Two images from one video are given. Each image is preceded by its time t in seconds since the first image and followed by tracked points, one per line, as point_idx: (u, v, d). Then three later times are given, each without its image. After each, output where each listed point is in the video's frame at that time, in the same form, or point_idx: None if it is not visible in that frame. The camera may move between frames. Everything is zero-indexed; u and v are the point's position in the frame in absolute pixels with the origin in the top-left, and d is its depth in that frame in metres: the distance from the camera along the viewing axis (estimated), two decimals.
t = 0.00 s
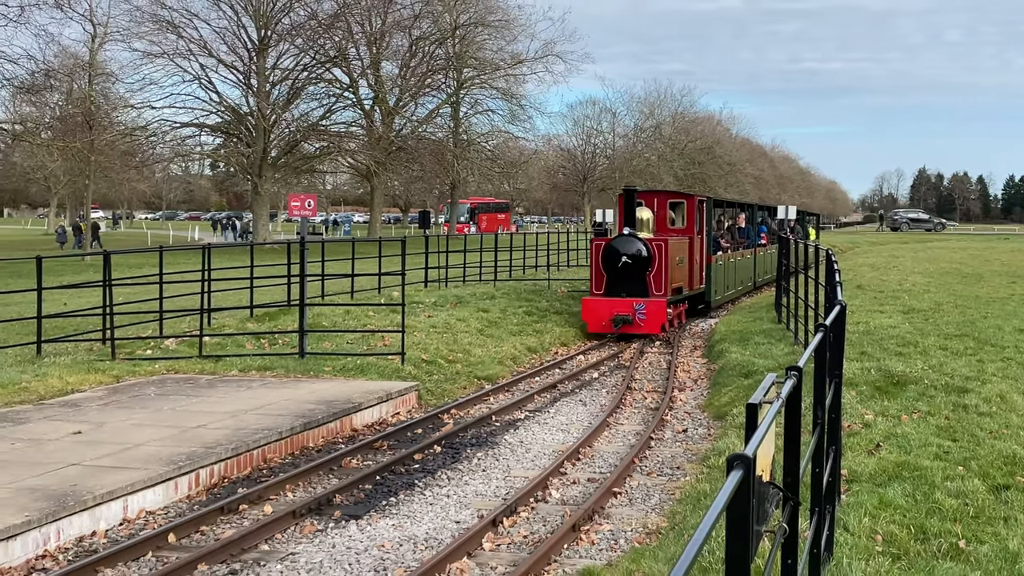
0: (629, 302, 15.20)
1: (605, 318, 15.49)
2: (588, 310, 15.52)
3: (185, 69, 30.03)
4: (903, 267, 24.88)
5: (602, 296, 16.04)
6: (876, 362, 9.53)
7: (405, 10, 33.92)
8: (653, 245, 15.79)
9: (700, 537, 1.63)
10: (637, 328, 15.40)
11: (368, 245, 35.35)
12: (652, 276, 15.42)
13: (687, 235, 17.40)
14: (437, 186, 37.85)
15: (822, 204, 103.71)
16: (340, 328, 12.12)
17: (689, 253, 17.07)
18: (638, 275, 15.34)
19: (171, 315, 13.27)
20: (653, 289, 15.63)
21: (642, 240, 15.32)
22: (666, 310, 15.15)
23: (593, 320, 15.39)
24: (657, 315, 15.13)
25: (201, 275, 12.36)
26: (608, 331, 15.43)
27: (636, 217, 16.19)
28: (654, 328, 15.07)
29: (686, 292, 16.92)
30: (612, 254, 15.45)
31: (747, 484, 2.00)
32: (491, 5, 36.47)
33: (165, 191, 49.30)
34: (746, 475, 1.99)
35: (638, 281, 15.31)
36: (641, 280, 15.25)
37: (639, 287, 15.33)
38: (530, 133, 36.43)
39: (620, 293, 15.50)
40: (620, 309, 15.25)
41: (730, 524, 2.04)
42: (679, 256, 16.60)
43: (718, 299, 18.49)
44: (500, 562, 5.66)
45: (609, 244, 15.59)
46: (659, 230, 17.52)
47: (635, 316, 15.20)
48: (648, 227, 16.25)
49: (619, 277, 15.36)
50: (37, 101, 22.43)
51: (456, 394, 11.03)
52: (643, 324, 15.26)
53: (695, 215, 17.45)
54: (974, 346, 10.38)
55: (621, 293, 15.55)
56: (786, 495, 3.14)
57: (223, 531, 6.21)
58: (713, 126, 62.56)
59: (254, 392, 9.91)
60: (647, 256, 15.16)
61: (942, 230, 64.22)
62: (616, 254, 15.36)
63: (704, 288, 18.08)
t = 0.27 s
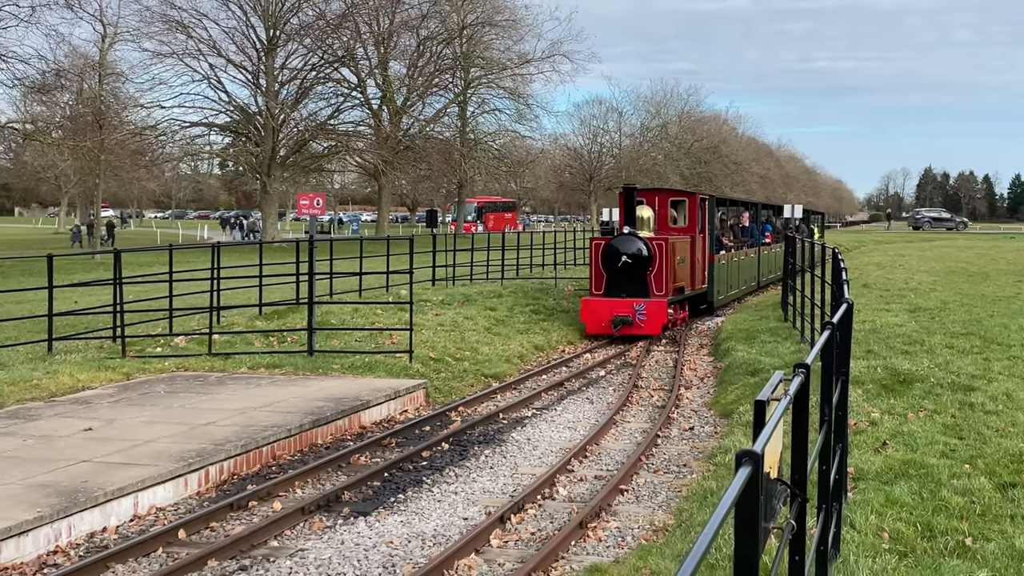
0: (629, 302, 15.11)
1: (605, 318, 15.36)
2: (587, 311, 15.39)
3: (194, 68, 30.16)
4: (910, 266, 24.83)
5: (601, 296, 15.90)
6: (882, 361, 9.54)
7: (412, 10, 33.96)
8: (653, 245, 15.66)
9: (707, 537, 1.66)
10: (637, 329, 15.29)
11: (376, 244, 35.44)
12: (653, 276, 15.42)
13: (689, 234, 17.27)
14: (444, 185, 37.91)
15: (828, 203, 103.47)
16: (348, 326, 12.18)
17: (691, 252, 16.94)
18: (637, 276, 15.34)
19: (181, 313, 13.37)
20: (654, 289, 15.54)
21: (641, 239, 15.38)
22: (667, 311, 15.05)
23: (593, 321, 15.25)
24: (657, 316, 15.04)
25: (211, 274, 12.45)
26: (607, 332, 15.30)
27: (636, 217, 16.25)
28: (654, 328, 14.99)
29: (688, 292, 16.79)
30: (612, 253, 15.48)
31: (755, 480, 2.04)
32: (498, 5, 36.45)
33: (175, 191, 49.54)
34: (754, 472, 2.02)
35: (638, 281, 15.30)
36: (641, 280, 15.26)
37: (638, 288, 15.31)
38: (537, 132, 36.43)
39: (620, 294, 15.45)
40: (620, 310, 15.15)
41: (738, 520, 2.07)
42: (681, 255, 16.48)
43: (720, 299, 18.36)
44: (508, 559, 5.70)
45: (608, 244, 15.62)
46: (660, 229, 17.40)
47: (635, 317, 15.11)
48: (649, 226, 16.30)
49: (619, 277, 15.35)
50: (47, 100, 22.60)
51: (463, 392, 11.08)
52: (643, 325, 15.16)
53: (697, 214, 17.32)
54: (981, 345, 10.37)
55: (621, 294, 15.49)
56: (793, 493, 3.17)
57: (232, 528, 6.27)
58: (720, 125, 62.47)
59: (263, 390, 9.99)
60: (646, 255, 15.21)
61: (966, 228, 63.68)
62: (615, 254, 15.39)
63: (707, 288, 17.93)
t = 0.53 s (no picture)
0: (629, 303, 14.87)
1: (605, 319, 15.15)
2: (586, 312, 15.19)
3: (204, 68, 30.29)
4: (917, 265, 24.80)
5: (602, 296, 15.58)
6: (889, 359, 9.54)
7: (421, 10, 34.04)
8: (654, 243, 15.23)
9: (715, 533, 1.68)
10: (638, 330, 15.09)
11: (384, 243, 35.55)
12: (654, 276, 15.09)
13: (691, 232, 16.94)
14: (451, 185, 38.00)
15: (835, 203, 103.34)
16: (357, 324, 12.24)
17: (693, 251, 16.64)
18: (638, 275, 15.06)
19: (191, 311, 13.45)
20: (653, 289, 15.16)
21: (642, 238, 15.02)
22: (668, 312, 14.75)
23: (593, 322, 15.07)
24: (658, 317, 14.77)
25: (220, 272, 12.52)
26: (607, 333, 15.12)
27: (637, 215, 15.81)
28: (654, 330, 14.72)
29: (689, 291, 16.53)
30: (611, 253, 15.15)
31: (763, 476, 2.06)
32: (506, 5, 36.46)
33: (184, 190, 49.74)
34: (762, 469, 2.05)
35: (639, 281, 15.03)
36: (641, 280, 14.97)
37: (639, 288, 15.06)
38: (544, 132, 36.47)
39: (620, 294, 15.19)
40: (620, 311, 14.93)
41: (745, 517, 2.10)
42: (682, 254, 16.13)
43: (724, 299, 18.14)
44: (516, 556, 5.75)
45: (608, 243, 15.28)
46: (661, 227, 17.09)
47: (635, 318, 14.87)
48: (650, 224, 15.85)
49: (618, 278, 15.05)
50: (58, 100, 22.76)
51: (471, 390, 11.13)
52: (644, 326, 14.94)
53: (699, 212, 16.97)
54: (988, 343, 10.36)
55: (621, 294, 15.22)
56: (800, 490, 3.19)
57: (242, 524, 6.33)
58: (726, 124, 62.38)
59: (273, 387, 10.05)
60: (647, 255, 14.89)
61: (994, 227, 63.08)
62: (615, 253, 15.05)
63: (710, 288, 17.65)
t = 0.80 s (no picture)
0: (629, 304, 14.54)
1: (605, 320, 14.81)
2: (586, 313, 14.85)
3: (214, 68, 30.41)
4: (924, 263, 24.76)
5: (602, 296, 15.25)
6: (896, 357, 9.55)
7: (429, 10, 34.09)
8: (655, 242, 14.87)
9: (722, 530, 1.70)
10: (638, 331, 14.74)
11: (392, 242, 35.65)
12: (655, 276, 14.77)
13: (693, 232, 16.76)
14: (459, 184, 38.05)
15: (842, 202, 103.09)
16: (366, 322, 12.30)
17: (695, 250, 16.45)
18: (639, 275, 14.75)
19: (201, 309, 13.54)
20: (654, 289, 14.80)
21: (643, 237, 14.68)
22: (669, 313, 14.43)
23: (593, 323, 14.72)
24: (659, 318, 14.43)
25: (229, 271, 12.60)
26: (607, 334, 14.77)
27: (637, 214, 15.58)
28: (655, 331, 14.39)
29: (692, 291, 16.28)
30: (612, 252, 14.82)
31: (772, 474, 2.09)
32: (513, 5, 36.44)
33: (193, 190, 49.96)
34: (770, 466, 2.08)
35: (640, 281, 14.73)
36: (642, 280, 14.68)
37: (640, 288, 14.75)
38: (551, 131, 36.47)
39: (621, 294, 14.88)
40: (621, 312, 14.59)
41: (754, 514, 2.13)
42: (684, 254, 15.89)
43: (727, 299, 17.95)
44: (524, 553, 5.79)
45: (608, 242, 14.95)
46: (663, 226, 16.89)
47: (636, 319, 14.55)
48: (650, 223, 15.67)
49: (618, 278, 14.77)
50: (70, 100, 22.90)
51: (479, 388, 11.18)
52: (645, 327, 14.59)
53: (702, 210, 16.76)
54: (995, 342, 10.35)
55: (621, 293, 14.90)
56: (808, 486, 3.23)
57: (252, 521, 6.39)
58: (733, 124, 62.22)
59: (282, 385, 10.12)
60: (648, 255, 14.56)
61: (1014, 226, 62.48)
62: (616, 252, 14.72)
63: (712, 287, 17.47)
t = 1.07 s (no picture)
0: (630, 305, 14.30)
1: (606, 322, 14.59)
2: (586, 315, 14.61)
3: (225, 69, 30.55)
4: (931, 262, 24.67)
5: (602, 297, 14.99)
6: (904, 356, 9.55)
7: (438, 10, 34.22)
8: (657, 242, 14.55)
9: (732, 527, 1.72)
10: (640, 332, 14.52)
11: (400, 242, 35.73)
12: (657, 276, 14.48)
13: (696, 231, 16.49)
14: (468, 183, 38.09)
15: (850, 202, 102.82)
16: (375, 321, 12.36)
17: (698, 250, 16.19)
18: (640, 275, 14.52)
19: (212, 308, 13.65)
20: (656, 290, 14.54)
21: (644, 237, 14.41)
22: (671, 314, 14.17)
23: (593, 325, 14.48)
24: (661, 319, 14.20)
25: (240, 270, 12.68)
26: (608, 336, 14.53)
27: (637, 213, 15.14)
28: (657, 333, 14.15)
29: (694, 292, 15.94)
30: (612, 252, 14.56)
31: (781, 469, 2.12)
32: (522, 5, 36.41)
33: (204, 189, 50.19)
34: (779, 463, 2.10)
35: (641, 281, 14.52)
36: (643, 280, 14.44)
37: (641, 288, 14.54)
38: (560, 131, 36.45)
39: (621, 294, 14.68)
40: (621, 314, 14.37)
41: (762, 512, 2.16)
42: (687, 253, 15.61)
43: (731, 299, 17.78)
44: (533, 550, 5.84)
45: (609, 242, 14.68)
46: (665, 226, 16.60)
47: (637, 321, 14.31)
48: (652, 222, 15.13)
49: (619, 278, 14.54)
50: (82, 101, 23.07)
51: (488, 386, 11.23)
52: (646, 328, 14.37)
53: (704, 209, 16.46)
54: (1003, 341, 10.33)
55: (622, 294, 14.68)
56: (816, 484, 3.25)
57: (262, 518, 6.45)
58: (741, 123, 62.09)
59: (293, 383, 10.19)
60: (649, 255, 14.30)
61: None
62: (616, 252, 14.46)
63: (716, 287, 17.28)
